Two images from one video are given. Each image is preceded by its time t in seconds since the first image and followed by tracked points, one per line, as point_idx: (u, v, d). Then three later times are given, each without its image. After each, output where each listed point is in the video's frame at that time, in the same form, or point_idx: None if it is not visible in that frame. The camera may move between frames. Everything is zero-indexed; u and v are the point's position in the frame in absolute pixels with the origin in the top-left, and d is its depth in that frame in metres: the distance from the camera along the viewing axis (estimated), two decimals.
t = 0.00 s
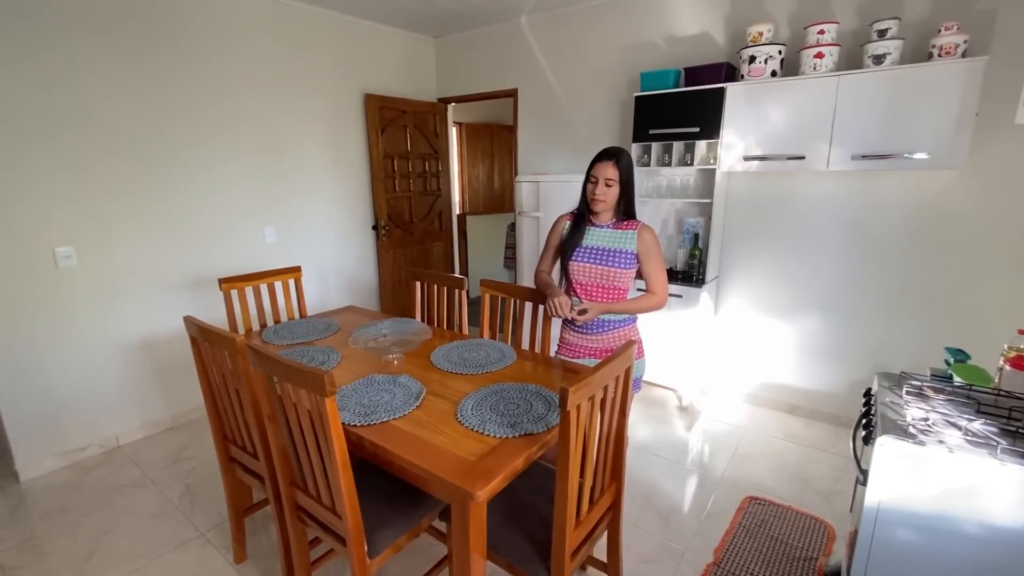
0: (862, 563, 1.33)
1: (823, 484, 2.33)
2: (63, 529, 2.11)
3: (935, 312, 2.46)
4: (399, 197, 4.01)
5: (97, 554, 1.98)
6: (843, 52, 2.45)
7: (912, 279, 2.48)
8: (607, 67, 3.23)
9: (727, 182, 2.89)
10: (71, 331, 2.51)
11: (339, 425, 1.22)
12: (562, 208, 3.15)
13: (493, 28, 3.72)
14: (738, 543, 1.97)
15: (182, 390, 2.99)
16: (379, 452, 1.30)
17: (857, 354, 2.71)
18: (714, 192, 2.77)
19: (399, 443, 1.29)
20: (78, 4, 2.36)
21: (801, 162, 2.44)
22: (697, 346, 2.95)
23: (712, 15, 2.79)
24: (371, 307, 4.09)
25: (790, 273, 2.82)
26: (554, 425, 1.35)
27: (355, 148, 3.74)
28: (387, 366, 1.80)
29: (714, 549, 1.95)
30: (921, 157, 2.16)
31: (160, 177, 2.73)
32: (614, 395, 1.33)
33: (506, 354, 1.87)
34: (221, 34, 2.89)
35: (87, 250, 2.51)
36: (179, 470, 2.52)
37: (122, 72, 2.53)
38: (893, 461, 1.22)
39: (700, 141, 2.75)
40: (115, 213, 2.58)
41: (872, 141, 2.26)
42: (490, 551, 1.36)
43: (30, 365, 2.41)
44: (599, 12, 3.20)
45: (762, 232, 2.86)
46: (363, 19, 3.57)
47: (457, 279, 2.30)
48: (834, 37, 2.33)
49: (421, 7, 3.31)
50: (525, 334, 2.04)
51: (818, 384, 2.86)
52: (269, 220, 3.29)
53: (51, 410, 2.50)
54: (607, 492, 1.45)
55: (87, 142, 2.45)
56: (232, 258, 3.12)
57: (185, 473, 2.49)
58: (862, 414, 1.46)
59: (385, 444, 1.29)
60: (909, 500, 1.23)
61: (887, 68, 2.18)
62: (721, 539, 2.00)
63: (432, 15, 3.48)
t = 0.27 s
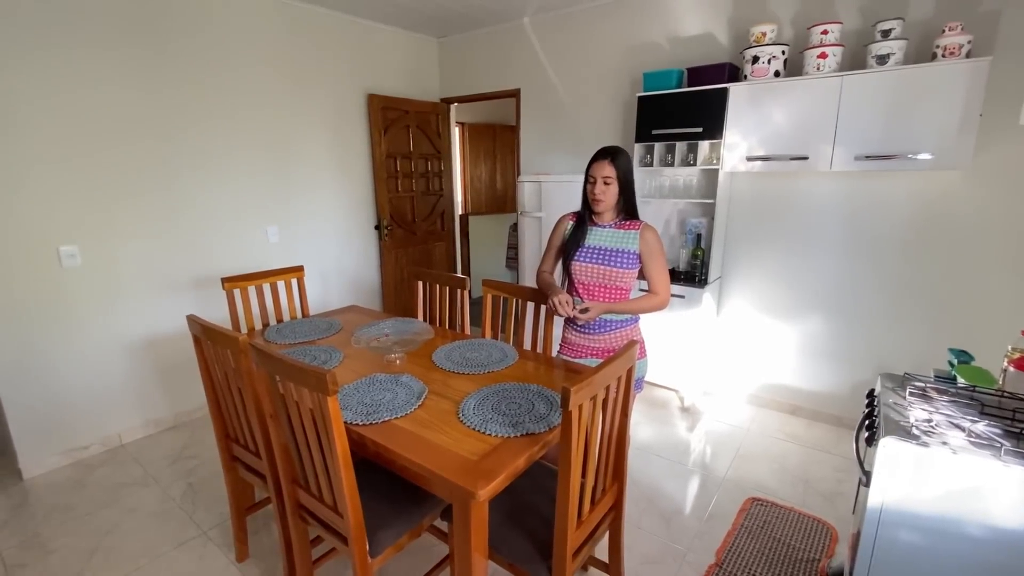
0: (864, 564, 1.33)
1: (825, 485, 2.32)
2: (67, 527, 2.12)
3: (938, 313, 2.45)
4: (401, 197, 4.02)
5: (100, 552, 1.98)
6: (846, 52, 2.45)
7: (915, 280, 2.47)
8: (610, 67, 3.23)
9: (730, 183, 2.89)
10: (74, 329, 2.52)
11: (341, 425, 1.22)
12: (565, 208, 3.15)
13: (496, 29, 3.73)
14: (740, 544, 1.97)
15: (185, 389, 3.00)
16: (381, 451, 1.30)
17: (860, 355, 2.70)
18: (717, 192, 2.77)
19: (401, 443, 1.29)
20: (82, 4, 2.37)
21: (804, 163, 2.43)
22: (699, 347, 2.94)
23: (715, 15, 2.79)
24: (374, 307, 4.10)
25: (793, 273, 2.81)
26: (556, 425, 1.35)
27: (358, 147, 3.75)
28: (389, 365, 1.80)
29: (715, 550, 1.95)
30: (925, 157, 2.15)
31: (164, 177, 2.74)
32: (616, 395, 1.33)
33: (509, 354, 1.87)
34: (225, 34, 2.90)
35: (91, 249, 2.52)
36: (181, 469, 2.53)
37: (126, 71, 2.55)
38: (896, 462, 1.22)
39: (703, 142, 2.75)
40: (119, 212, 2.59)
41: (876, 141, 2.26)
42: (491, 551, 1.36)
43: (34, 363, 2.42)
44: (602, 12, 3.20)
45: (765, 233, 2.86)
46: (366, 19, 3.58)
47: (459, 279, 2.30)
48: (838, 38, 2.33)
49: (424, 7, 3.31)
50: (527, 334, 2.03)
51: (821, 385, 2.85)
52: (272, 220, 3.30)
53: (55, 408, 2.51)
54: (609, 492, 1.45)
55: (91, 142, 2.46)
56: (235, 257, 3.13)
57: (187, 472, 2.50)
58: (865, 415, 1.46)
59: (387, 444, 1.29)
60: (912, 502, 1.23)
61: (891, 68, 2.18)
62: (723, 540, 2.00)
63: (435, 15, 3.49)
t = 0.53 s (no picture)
0: (866, 565, 1.33)
1: (827, 487, 2.32)
2: (70, 525, 2.13)
3: (940, 315, 2.45)
4: (404, 198, 4.03)
5: (103, 550, 1.99)
6: (848, 53, 2.45)
7: (917, 282, 2.47)
8: (612, 68, 3.24)
9: (732, 184, 2.89)
10: (78, 329, 2.53)
11: (344, 424, 1.23)
12: (567, 209, 3.16)
13: (499, 30, 3.74)
14: (742, 545, 1.97)
15: (188, 388, 3.01)
16: (384, 451, 1.31)
17: (861, 356, 2.70)
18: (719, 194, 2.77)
19: (404, 442, 1.30)
20: (88, 6, 2.39)
21: (806, 164, 2.44)
22: (701, 348, 2.94)
23: (718, 17, 2.79)
24: (376, 307, 4.11)
25: (795, 275, 2.81)
26: (559, 425, 1.35)
27: (361, 148, 3.76)
28: (392, 365, 1.80)
29: (717, 551, 1.95)
30: (927, 159, 2.15)
31: (167, 177, 2.75)
32: (618, 396, 1.33)
33: (511, 354, 1.87)
34: (229, 35, 2.92)
35: (95, 249, 2.53)
36: (184, 468, 2.54)
37: (131, 72, 2.56)
38: (897, 463, 1.22)
39: (705, 143, 2.75)
40: (122, 212, 2.60)
41: (878, 143, 2.26)
42: (493, 551, 1.37)
43: (38, 362, 2.43)
44: (605, 14, 3.21)
45: (767, 234, 2.86)
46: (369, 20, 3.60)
47: (461, 279, 2.31)
48: (840, 40, 2.33)
49: (427, 9, 3.32)
50: (530, 334, 2.04)
51: (822, 387, 2.85)
52: (275, 220, 3.31)
53: (59, 407, 2.53)
54: (611, 493, 1.45)
55: (95, 142, 2.48)
56: (238, 257, 3.14)
57: (190, 471, 2.51)
58: (867, 416, 1.46)
59: (390, 443, 1.30)
60: (913, 502, 1.23)
61: (893, 70, 2.18)
62: (725, 541, 2.00)
63: (438, 17, 3.50)
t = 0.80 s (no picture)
0: (864, 566, 1.33)
1: (826, 488, 2.32)
2: (69, 525, 2.13)
3: (940, 316, 2.45)
4: (404, 198, 4.03)
5: (102, 549, 1.99)
6: (848, 54, 2.45)
7: (917, 283, 2.47)
8: (613, 69, 3.24)
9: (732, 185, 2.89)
10: (78, 328, 2.53)
11: (343, 423, 1.23)
12: (567, 210, 3.16)
13: (500, 30, 3.74)
14: (741, 546, 1.97)
15: (187, 388, 3.01)
16: (383, 451, 1.31)
17: (861, 358, 2.70)
18: (719, 195, 2.77)
19: (403, 442, 1.30)
20: (89, 5, 2.39)
21: (806, 165, 2.44)
22: (701, 349, 2.94)
23: (718, 18, 2.79)
24: (376, 307, 4.11)
25: (795, 276, 2.81)
26: (557, 426, 1.35)
27: (361, 148, 3.76)
28: (391, 365, 1.80)
29: (716, 552, 1.95)
30: (927, 160, 2.15)
31: (168, 177, 2.76)
32: (617, 396, 1.33)
33: (510, 354, 1.87)
34: (230, 35, 2.92)
35: (95, 248, 2.53)
36: (183, 467, 2.54)
37: (132, 72, 2.56)
38: (896, 464, 1.22)
39: (705, 144, 2.75)
40: (123, 211, 2.61)
41: (878, 144, 2.26)
42: (492, 551, 1.37)
43: (37, 361, 2.43)
44: (606, 14, 3.21)
45: (767, 235, 2.86)
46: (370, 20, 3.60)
47: (461, 279, 2.31)
48: (840, 41, 2.33)
49: (427, 9, 3.32)
50: (529, 334, 2.04)
51: (822, 388, 2.85)
52: (275, 220, 3.31)
53: (58, 406, 2.53)
54: (610, 493, 1.45)
55: (96, 141, 2.48)
56: (238, 257, 3.14)
57: (189, 471, 2.51)
58: (867, 417, 1.46)
59: (389, 442, 1.30)
60: (912, 504, 1.23)
61: (893, 72, 2.18)
62: (724, 542, 2.00)
63: (438, 17, 3.50)
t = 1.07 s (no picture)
0: (866, 570, 1.32)
1: (827, 490, 2.32)
2: (68, 525, 2.13)
3: (941, 319, 2.44)
4: (404, 199, 4.03)
5: (101, 550, 1.99)
6: (850, 56, 2.45)
7: (918, 285, 2.46)
8: (614, 70, 3.23)
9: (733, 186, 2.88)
10: (77, 328, 2.53)
11: (342, 425, 1.22)
12: (567, 211, 3.15)
13: (500, 31, 3.74)
14: (741, 549, 1.96)
15: (187, 388, 3.00)
16: (382, 453, 1.30)
17: (862, 360, 2.69)
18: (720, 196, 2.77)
19: (402, 444, 1.29)
20: (90, 5, 2.39)
21: (808, 167, 2.43)
22: (702, 351, 2.93)
23: (719, 19, 2.79)
24: (375, 308, 4.10)
25: (796, 278, 2.81)
26: (558, 428, 1.34)
27: (361, 148, 3.76)
28: (391, 367, 1.80)
29: (717, 554, 1.94)
30: (929, 162, 2.15)
31: (168, 177, 2.75)
32: (618, 399, 1.32)
33: (510, 356, 1.87)
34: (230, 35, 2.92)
35: (95, 248, 2.53)
36: (183, 468, 2.53)
37: (132, 72, 2.56)
38: (898, 467, 1.21)
39: (706, 145, 2.75)
40: (123, 211, 2.60)
41: (879, 146, 2.25)
42: (492, 553, 1.36)
43: (36, 362, 2.42)
44: (606, 16, 3.21)
45: (768, 237, 2.85)
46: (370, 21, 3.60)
47: (461, 280, 2.30)
48: (841, 42, 2.33)
49: (428, 10, 3.32)
50: (529, 336, 2.03)
51: (823, 390, 2.84)
52: (275, 220, 3.31)
53: (57, 406, 2.52)
54: (610, 496, 1.45)
55: (96, 141, 2.48)
56: (238, 257, 3.13)
57: (188, 472, 2.50)
58: (868, 420, 1.45)
59: (388, 445, 1.29)
60: (915, 508, 1.22)
61: (895, 73, 2.17)
62: (725, 544, 1.99)
63: (439, 18, 3.50)
